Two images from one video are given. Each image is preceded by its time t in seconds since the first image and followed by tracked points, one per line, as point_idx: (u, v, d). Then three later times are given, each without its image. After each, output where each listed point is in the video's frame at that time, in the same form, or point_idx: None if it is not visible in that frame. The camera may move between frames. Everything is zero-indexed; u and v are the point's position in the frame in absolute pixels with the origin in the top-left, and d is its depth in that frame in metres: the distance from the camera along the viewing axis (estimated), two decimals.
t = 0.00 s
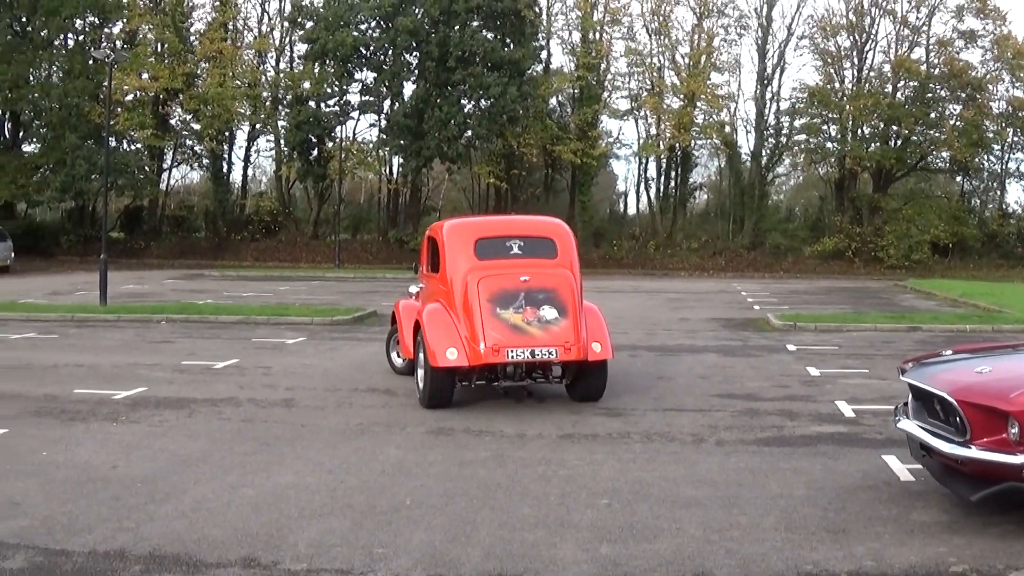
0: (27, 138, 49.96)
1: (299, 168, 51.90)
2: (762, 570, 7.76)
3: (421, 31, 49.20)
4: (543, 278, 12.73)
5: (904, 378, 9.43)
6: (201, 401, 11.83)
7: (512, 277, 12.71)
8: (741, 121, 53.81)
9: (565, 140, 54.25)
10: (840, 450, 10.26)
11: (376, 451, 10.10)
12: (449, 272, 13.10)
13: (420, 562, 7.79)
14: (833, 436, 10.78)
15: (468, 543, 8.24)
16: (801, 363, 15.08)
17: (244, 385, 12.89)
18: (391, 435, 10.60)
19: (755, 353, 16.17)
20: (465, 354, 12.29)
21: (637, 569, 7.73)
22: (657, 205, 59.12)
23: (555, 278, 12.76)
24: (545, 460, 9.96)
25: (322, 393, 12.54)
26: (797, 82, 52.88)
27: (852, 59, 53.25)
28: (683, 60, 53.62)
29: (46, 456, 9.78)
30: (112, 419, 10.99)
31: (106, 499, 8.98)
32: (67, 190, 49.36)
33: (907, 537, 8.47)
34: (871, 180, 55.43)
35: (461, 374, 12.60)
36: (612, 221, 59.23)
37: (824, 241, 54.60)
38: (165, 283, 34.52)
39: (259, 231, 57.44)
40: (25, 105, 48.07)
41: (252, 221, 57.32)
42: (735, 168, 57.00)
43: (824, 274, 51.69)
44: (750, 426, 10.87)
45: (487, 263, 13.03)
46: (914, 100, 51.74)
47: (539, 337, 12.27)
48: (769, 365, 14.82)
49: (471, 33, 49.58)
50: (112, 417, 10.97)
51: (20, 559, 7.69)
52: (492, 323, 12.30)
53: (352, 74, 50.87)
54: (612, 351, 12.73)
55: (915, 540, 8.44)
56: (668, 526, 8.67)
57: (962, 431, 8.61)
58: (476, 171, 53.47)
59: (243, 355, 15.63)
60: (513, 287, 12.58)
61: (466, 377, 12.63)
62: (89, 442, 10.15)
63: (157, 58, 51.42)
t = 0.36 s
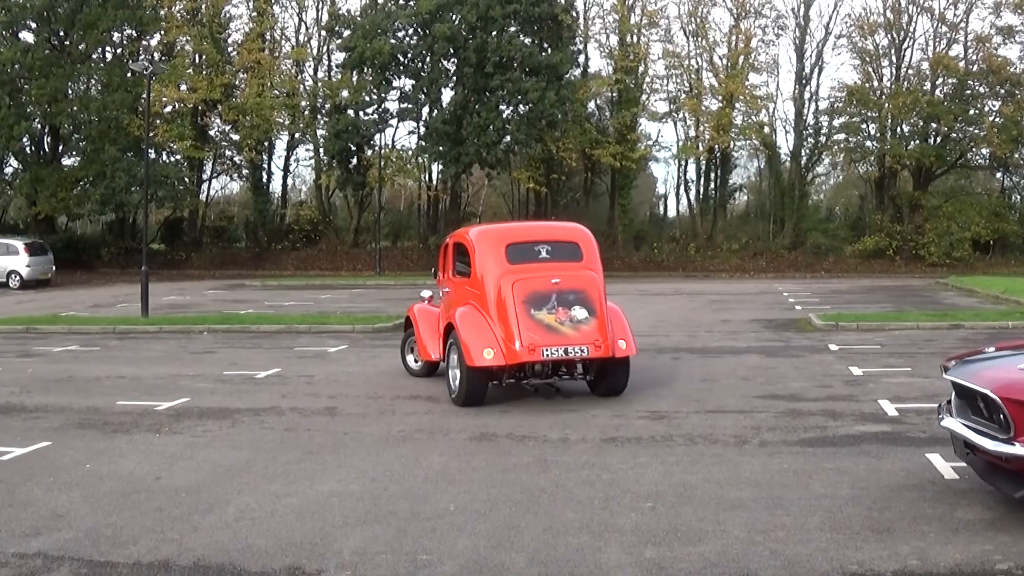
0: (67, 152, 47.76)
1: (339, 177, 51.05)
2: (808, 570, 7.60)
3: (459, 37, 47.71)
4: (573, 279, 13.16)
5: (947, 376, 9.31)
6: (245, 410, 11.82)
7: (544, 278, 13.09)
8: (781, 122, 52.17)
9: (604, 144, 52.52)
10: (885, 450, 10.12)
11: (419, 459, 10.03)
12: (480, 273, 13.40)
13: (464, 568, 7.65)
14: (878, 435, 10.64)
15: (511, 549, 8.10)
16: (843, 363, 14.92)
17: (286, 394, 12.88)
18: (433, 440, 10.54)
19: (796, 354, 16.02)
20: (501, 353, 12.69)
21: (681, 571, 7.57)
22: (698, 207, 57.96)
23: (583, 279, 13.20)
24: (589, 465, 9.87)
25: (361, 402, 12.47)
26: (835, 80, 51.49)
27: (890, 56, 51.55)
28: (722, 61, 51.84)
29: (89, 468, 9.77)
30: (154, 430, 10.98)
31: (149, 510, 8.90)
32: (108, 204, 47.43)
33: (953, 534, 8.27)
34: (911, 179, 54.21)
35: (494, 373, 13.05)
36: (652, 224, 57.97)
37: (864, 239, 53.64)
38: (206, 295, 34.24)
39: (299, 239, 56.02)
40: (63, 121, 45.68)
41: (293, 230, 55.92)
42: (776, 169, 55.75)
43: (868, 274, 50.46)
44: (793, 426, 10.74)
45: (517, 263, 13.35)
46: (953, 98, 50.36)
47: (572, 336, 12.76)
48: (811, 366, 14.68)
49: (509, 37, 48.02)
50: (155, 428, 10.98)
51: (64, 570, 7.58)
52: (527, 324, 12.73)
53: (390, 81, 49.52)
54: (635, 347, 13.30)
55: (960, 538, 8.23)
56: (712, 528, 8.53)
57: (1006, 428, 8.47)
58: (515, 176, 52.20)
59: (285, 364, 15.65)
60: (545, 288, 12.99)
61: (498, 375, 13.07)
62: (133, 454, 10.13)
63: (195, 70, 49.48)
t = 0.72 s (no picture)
0: (85, 163, 47.79)
1: (356, 187, 49.27)
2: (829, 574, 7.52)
3: (474, 45, 46.66)
4: (576, 284, 13.60)
5: (966, 379, 9.22)
6: (265, 419, 11.81)
7: (548, 283, 13.50)
8: (799, 126, 51.45)
9: (621, 149, 51.92)
10: (904, 453, 10.08)
11: (439, 466, 9.99)
12: (485, 279, 13.72)
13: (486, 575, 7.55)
14: (897, 439, 10.61)
15: (532, 555, 8.02)
16: (862, 368, 14.89)
17: (306, 402, 12.87)
18: (452, 447, 10.52)
19: (815, 358, 15.99)
20: (510, 355, 13.09)
21: None
22: (715, 212, 57.07)
23: (584, 282, 13.68)
24: (608, 471, 9.82)
25: (380, 409, 12.42)
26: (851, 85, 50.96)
27: (907, 59, 51.00)
28: (738, 65, 51.38)
29: (110, 477, 9.73)
30: (175, 439, 10.97)
31: (169, 520, 8.81)
32: (125, 214, 47.10)
33: (973, 538, 8.18)
34: (929, 181, 53.56)
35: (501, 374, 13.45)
36: (669, 229, 57.43)
37: (883, 242, 52.78)
38: (224, 303, 34.25)
39: (317, 248, 54.66)
40: (82, 131, 45.65)
41: (311, 238, 54.61)
42: (793, 172, 55.30)
43: (888, 278, 49.57)
44: (813, 431, 10.69)
45: (520, 269, 13.73)
46: (970, 99, 49.97)
47: (575, 338, 13.24)
48: (830, 370, 14.65)
49: (525, 45, 47.14)
50: (176, 438, 10.98)
51: None
52: (534, 327, 13.14)
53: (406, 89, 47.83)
54: (632, 347, 13.85)
55: (980, 541, 8.15)
56: (732, 533, 8.45)
57: None
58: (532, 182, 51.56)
59: (304, 373, 15.67)
60: (551, 293, 13.40)
61: (504, 377, 13.47)
62: (153, 463, 10.10)
63: (212, 79, 49.09)
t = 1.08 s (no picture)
0: (108, 165, 47.84)
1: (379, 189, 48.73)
2: None
3: (497, 47, 45.71)
4: (585, 285, 13.67)
5: (989, 381, 8.99)
6: (290, 421, 11.81)
7: (558, 283, 13.55)
8: (823, 128, 50.79)
9: (644, 151, 51.34)
10: (928, 456, 10.00)
11: (462, 468, 9.95)
12: (496, 280, 13.73)
13: None
14: (921, 442, 10.55)
15: (556, 557, 7.92)
16: (886, 370, 14.84)
17: (328, 404, 12.86)
18: (476, 449, 10.48)
19: (838, 361, 15.94)
20: (522, 353, 13.14)
21: None
22: (738, 214, 56.31)
23: (592, 283, 13.75)
24: (631, 474, 9.76)
25: (403, 411, 12.38)
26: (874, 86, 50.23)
27: (930, 60, 50.17)
28: (762, 67, 50.79)
29: (134, 479, 9.69)
30: (199, 442, 10.96)
31: (193, 521, 8.72)
32: (149, 217, 46.87)
33: (998, 541, 8.07)
34: (953, 184, 52.65)
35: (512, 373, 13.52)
36: (693, 232, 56.77)
37: (906, 245, 51.96)
38: (248, 305, 34.30)
39: (340, 251, 54.18)
40: (105, 134, 45.44)
41: (334, 240, 54.07)
42: (816, 174, 54.35)
43: (912, 280, 48.54)
44: (837, 434, 10.63)
45: (529, 269, 13.77)
46: (995, 101, 48.93)
47: (585, 337, 13.34)
48: (853, 373, 14.60)
49: (548, 47, 46.36)
50: (199, 440, 10.98)
51: None
52: (545, 326, 13.20)
53: (429, 91, 47.28)
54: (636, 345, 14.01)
55: (1006, 544, 8.03)
56: (757, 536, 8.36)
57: None
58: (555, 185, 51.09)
59: (327, 375, 15.69)
60: (561, 293, 13.45)
61: (515, 374, 13.54)
62: (177, 464, 10.08)
63: (236, 82, 48.35)
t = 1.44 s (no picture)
0: (125, 165, 47.82)
1: (395, 190, 48.60)
2: None
3: (514, 49, 45.61)
4: (586, 286, 13.70)
5: (1004, 385, 8.65)
6: (305, 422, 11.83)
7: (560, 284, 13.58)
8: (839, 131, 49.99)
9: (660, 154, 50.65)
10: (943, 459, 9.99)
11: (477, 470, 9.95)
12: (499, 281, 13.74)
13: None
14: (936, 445, 10.54)
15: (570, 559, 7.91)
16: (901, 373, 14.84)
17: (343, 405, 12.87)
18: (490, 450, 10.49)
19: (853, 364, 15.94)
20: (526, 352, 13.17)
21: None
22: (754, 217, 55.42)
23: (592, 283, 13.79)
24: (645, 476, 9.76)
25: (418, 412, 12.38)
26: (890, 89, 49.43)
27: (946, 63, 49.35)
28: (778, 70, 50.04)
29: (149, 479, 9.69)
30: (213, 442, 10.98)
31: (207, 521, 8.73)
32: (165, 218, 46.63)
33: (1013, 545, 8.04)
34: (968, 187, 51.71)
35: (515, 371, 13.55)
36: (709, 233, 56.11)
37: (922, 248, 51.21)
38: (262, 306, 34.32)
39: (356, 252, 53.92)
40: (121, 134, 45.28)
41: (350, 242, 53.73)
42: (832, 177, 53.54)
43: (927, 283, 47.70)
44: (852, 437, 10.63)
45: (531, 270, 13.79)
46: (1010, 105, 47.94)
47: (586, 336, 13.40)
48: (868, 376, 14.60)
49: (564, 48, 45.94)
50: (214, 440, 11.01)
51: None
52: (548, 326, 13.24)
53: (445, 93, 47.16)
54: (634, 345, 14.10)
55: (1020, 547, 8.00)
56: (771, 539, 8.34)
57: None
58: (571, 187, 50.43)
59: (341, 376, 15.70)
60: (563, 294, 13.48)
61: (517, 373, 13.57)
62: (192, 465, 10.09)
63: (252, 83, 47.87)
